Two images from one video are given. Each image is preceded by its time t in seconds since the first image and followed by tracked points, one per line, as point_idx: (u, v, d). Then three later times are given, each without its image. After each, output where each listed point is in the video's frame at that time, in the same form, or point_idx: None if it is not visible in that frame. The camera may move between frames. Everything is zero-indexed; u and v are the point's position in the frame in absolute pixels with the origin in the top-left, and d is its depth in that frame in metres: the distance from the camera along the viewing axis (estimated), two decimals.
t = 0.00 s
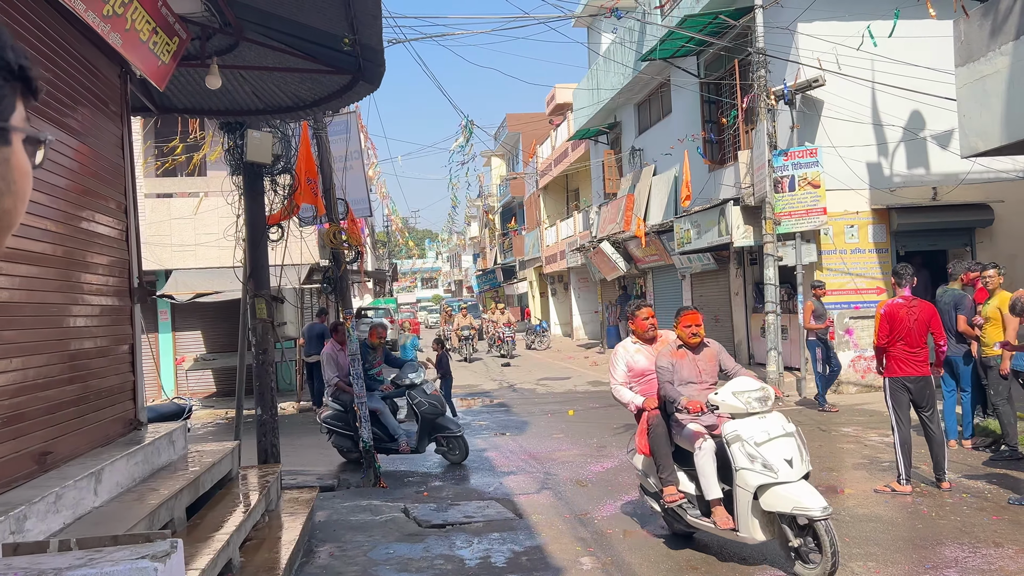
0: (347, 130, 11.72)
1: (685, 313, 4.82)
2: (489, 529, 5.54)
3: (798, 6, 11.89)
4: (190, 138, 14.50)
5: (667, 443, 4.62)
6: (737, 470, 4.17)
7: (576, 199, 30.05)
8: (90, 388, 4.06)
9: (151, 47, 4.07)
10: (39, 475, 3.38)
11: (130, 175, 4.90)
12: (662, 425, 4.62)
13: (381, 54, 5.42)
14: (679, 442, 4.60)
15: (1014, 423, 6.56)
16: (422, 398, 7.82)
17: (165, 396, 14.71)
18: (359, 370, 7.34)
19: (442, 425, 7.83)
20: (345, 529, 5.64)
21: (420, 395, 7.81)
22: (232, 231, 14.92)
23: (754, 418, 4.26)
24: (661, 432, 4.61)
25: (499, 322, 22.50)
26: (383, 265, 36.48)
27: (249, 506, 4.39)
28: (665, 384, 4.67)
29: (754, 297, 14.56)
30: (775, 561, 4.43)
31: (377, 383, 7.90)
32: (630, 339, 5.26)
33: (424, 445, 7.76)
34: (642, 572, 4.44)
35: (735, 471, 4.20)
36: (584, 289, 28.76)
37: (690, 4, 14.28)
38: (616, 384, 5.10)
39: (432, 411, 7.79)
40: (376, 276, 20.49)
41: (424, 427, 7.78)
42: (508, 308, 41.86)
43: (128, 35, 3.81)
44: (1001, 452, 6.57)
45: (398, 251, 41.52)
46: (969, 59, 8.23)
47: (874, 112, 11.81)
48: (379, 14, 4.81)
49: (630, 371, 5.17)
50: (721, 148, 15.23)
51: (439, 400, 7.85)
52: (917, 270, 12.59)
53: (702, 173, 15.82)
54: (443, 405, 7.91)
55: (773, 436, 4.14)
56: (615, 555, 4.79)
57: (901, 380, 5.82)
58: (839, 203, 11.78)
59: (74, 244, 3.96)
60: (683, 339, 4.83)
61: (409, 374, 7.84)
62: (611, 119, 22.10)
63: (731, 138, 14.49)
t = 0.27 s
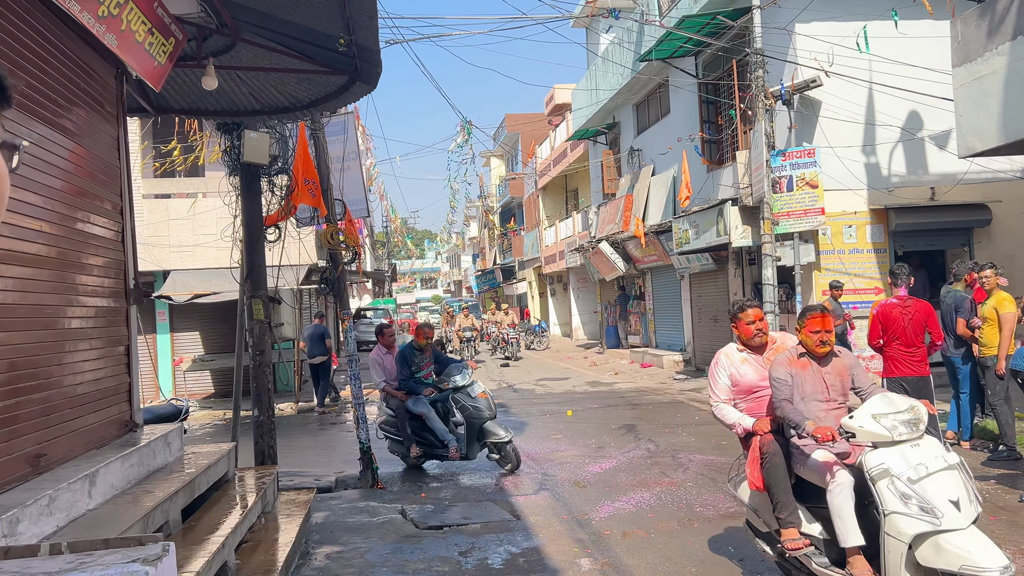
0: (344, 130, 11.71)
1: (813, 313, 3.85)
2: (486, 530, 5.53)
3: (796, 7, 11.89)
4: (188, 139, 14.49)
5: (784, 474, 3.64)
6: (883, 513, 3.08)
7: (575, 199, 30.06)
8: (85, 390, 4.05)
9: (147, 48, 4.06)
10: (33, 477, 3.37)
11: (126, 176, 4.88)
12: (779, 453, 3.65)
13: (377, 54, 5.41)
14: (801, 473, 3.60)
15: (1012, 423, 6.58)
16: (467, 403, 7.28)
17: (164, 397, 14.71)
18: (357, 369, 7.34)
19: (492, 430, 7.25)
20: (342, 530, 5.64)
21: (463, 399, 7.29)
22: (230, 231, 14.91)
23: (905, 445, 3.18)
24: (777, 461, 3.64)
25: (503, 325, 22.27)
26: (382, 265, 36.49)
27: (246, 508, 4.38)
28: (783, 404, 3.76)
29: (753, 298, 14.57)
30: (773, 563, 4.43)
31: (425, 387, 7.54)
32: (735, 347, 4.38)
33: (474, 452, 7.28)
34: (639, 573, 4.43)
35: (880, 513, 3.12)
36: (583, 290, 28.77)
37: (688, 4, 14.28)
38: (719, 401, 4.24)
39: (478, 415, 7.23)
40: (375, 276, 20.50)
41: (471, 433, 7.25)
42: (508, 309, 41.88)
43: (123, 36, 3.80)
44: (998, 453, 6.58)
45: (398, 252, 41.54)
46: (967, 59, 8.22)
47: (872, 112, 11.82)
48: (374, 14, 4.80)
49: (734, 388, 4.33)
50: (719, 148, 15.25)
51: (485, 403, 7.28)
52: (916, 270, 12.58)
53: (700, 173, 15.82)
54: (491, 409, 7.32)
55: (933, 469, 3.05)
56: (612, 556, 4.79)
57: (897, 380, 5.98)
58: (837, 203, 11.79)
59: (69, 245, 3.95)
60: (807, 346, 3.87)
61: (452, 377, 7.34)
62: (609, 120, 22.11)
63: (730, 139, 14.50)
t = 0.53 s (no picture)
0: (341, 132, 11.70)
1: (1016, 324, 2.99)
2: (483, 532, 5.53)
3: (792, 8, 11.91)
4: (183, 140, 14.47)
5: (965, 526, 2.97)
6: None
7: (571, 200, 30.08)
8: (80, 392, 4.03)
9: (142, 49, 4.04)
10: (27, 480, 3.36)
11: (121, 178, 4.87)
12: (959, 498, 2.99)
13: (373, 56, 5.40)
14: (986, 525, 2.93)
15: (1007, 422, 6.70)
16: (509, 410, 6.53)
17: (160, 399, 14.68)
18: (354, 371, 7.32)
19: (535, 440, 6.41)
20: (339, 533, 5.62)
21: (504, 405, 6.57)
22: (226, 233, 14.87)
23: None
24: (956, 509, 2.98)
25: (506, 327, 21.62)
26: (379, 267, 36.45)
27: (242, 510, 4.36)
28: (971, 439, 3.01)
29: (749, 299, 14.59)
30: (770, 564, 4.43)
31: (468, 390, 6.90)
32: (903, 360, 3.48)
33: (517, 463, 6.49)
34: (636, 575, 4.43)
35: None
36: (579, 291, 28.79)
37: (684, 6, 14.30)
38: (874, 428, 3.46)
39: (520, 423, 6.46)
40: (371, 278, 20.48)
41: (513, 443, 6.49)
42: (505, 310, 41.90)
43: (119, 37, 3.78)
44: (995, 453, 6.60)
45: (394, 253, 41.52)
46: (963, 60, 8.24)
47: (868, 113, 11.84)
48: (371, 16, 4.79)
49: (899, 416, 3.46)
50: (715, 149, 15.25)
51: (527, 409, 6.49)
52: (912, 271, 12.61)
53: (696, 174, 15.85)
54: (535, 417, 6.51)
55: None
56: (609, 558, 4.79)
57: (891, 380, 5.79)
58: (833, 204, 11.80)
59: (64, 247, 3.94)
60: (1007, 366, 3.03)
61: (493, 381, 6.65)
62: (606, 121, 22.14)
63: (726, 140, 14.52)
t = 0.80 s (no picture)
0: (334, 133, 11.67)
1: None
2: (478, 534, 5.51)
3: (786, 9, 11.94)
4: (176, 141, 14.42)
5: None
6: None
7: (565, 201, 30.10)
8: (71, 395, 4.00)
9: (134, 49, 4.02)
10: (18, 484, 3.33)
11: (113, 179, 4.84)
12: None
13: (367, 56, 5.38)
14: None
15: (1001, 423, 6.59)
16: (550, 419, 6.05)
17: (153, 401, 14.61)
18: (347, 373, 7.28)
19: (575, 452, 5.89)
20: (332, 535, 5.60)
21: (546, 413, 6.11)
22: (219, 234, 14.82)
23: None
24: None
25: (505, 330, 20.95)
26: (373, 268, 36.38)
27: (235, 513, 4.33)
28: None
29: (743, 300, 14.61)
30: (765, 566, 4.43)
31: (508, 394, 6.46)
32: None
33: (559, 475, 6.03)
34: None
35: None
36: (573, 292, 28.81)
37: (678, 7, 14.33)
38: None
39: (560, 432, 5.97)
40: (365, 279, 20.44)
41: (553, 453, 6.04)
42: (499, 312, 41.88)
43: (111, 37, 3.76)
44: (989, 454, 6.62)
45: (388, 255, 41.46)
46: (956, 61, 8.27)
47: (862, 115, 11.88)
48: (365, 16, 4.78)
49: None
50: (709, 151, 15.27)
51: (570, 418, 6.00)
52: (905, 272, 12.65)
53: (690, 176, 15.87)
54: (579, 427, 5.99)
55: None
56: (604, 560, 4.78)
57: (889, 383, 5.85)
58: (826, 205, 11.83)
59: (55, 248, 3.90)
60: None
61: (533, 384, 6.21)
62: (600, 123, 22.17)
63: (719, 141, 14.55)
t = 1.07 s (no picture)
0: (327, 133, 11.65)
1: None
2: (471, 535, 5.52)
3: (778, 11, 11.99)
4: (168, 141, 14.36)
5: None
6: None
7: (558, 202, 30.15)
8: (62, 395, 3.98)
9: (127, 49, 4.01)
10: (9, 485, 3.31)
11: (105, 179, 4.82)
12: None
13: (360, 56, 5.37)
14: None
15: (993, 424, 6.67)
16: (592, 430, 5.31)
17: (144, 402, 14.54)
18: (340, 374, 7.26)
19: (618, 472, 5.10)
20: (325, 536, 5.59)
21: (588, 423, 5.35)
22: (211, 235, 14.76)
23: None
24: None
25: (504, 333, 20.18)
26: (365, 269, 36.32)
27: (227, 514, 4.32)
28: None
29: (735, 301, 14.67)
30: (757, 566, 4.46)
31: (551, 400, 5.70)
32: None
33: (598, 496, 5.26)
34: None
35: None
36: (566, 293, 28.84)
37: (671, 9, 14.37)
38: None
39: (603, 447, 5.21)
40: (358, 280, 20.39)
41: (592, 470, 5.26)
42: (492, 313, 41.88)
43: (103, 37, 3.75)
44: (981, 454, 6.67)
45: (380, 256, 41.39)
46: (947, 63, 8.33)
47: (853, 116, 11.95)
48: (357, 16, 4.78)
49: None
50: (702, 152, 15.31)
51: (615, 433, 5.24)
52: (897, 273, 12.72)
53: (683, 177, 15.92)
54: (624, 443, 5.23)
55: None
56: (597, 560, 4.79)
57: (894, 384, 5.90)
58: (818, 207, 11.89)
59: (47, 248, 3.89)
60: None
61: (579, 389, 5.45)
62: (592, 124, 22.21)
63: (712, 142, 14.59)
